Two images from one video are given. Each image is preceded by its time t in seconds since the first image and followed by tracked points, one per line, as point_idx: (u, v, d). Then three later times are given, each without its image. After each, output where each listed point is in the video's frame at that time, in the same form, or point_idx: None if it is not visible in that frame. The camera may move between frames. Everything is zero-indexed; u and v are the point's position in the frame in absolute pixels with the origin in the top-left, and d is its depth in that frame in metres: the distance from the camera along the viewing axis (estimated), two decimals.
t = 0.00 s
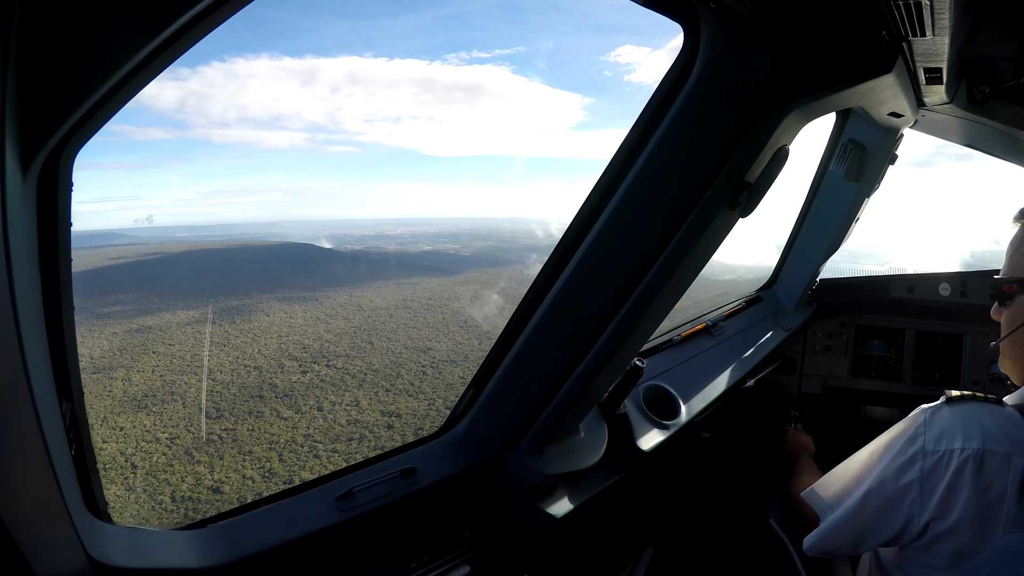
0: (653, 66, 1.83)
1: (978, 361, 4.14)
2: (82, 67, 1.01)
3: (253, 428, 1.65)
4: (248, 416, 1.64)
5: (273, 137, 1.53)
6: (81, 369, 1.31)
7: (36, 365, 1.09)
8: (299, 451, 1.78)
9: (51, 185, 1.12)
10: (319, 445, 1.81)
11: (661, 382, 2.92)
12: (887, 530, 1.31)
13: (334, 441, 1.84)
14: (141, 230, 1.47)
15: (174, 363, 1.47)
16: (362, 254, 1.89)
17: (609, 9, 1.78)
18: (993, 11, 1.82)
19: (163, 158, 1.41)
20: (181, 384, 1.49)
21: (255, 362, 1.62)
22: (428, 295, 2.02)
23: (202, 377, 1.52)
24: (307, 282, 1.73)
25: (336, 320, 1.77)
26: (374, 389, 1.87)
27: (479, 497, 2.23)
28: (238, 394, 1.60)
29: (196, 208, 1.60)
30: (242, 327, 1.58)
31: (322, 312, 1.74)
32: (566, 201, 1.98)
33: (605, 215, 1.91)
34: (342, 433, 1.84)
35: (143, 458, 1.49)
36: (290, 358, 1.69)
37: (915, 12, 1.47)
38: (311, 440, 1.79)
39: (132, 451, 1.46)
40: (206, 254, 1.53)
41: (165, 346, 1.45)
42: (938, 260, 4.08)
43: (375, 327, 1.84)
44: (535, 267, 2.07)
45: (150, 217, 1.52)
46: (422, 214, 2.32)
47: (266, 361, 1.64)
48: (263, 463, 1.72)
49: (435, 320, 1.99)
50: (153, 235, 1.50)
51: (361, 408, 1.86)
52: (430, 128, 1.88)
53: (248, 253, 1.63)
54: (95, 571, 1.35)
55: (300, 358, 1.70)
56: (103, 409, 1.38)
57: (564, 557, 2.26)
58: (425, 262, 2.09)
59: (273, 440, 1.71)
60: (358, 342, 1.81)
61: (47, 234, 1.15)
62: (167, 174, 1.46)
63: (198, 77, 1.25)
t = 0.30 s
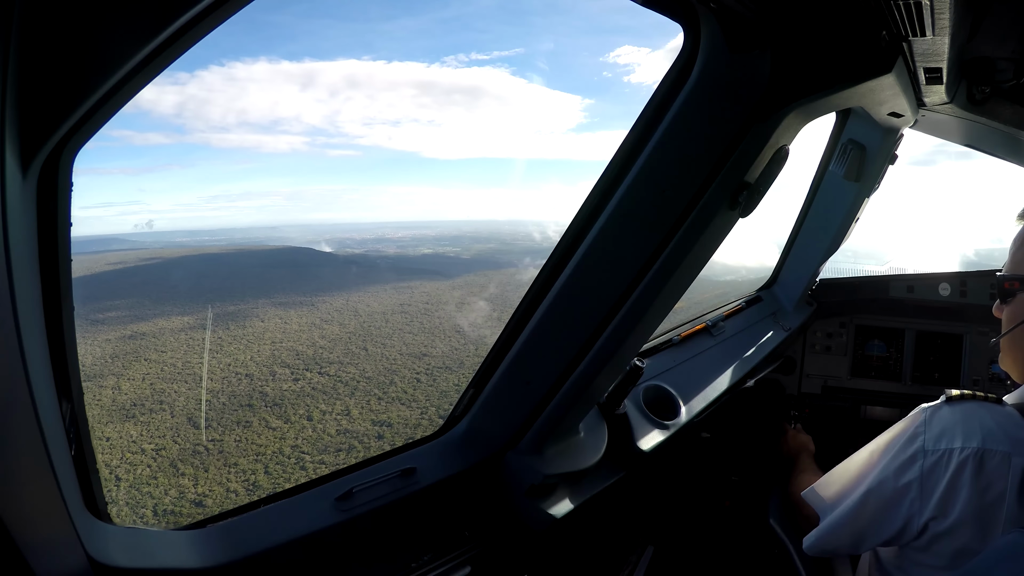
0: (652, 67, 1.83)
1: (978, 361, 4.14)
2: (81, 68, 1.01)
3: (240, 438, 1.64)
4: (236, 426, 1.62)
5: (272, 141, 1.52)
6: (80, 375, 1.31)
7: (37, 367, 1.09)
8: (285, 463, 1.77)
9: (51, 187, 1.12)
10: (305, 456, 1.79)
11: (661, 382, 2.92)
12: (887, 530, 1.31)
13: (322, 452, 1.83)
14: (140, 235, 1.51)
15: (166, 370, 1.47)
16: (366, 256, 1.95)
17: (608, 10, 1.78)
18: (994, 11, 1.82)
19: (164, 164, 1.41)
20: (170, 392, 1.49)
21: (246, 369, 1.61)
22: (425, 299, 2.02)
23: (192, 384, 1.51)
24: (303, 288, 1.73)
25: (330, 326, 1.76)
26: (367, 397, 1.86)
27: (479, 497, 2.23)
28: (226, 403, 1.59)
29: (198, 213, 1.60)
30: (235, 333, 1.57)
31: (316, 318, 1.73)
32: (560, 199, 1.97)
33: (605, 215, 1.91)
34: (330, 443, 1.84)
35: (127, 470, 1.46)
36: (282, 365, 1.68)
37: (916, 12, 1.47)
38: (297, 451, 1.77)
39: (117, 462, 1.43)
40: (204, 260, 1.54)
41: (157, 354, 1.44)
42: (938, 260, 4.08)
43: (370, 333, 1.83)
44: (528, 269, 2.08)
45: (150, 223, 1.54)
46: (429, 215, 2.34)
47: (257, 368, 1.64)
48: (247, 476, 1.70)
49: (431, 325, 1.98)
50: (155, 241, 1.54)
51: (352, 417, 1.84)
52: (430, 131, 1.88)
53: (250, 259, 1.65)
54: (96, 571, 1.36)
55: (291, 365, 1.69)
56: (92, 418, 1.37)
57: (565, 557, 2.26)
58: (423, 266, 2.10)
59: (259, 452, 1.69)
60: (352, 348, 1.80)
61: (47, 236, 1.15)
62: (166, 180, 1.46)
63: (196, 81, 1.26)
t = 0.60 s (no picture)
0: (652, 67, 1.83)
1: (978, 361, 4.14)
2: (82, 68, 1.01)
3: (226, 449, 1.63)
4: (224, 435, 1.61)
5: (272, 145, 1.52)
6: (81, 369, 1.32)
7: (36, 366, 1.09)
8: (270, 475, 1.75)
9: (51, 187, 1.12)
10: (291, 467, 1.78)
11: (661, 382, 2.92)
12: (887, 529, 1.31)
13: (309, 463, 1.82)
14: (140, 239, 1.48)
15: (156, 377, 1.44)
16: (362, 260, 1.88)
17: (608, 11, 1.79)
18: (992, 12, 1.83)
19: (163, 168, 1.42)
20: (159, 400, 1.47)
21: (237, 376, 1.59)
22: (422, 303, 1.98)
23: (182, 392, 1.50)
24: (301, 291, 1.69)
25: (326, 331, 1.74)
26: (357, 405, 1.86)
27: (479, 497, 2.23)
28: (216, 411, 1.57)
29: (199, 217, 1.60)
30: (230, 338, 1.55)
31: (312, 322, 1.71)
32: (565, 201, 1.98)
33: (605, 215, 1.91)
34: (317, 454, 1.83)
35: (110, 483, 1.43)
36: (274, 372, 1.66)
37: (915, 12, 1.47)
38: (283, 462, 1.76)
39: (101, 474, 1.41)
40: (205, 263, 1.54)
41: (149, 360, 1.42)
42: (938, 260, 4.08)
43: (364, 338, 1.83)
44: (520, 273, 2.07)
45: (150, 226, 1.52)
46: (431, 217, 2.29)
47: (249, 375, 1.62)
48: (231, 489, 1.68)
49: (427, 331, 1.97)
50: (154, 244, 1.50)
51: (341, 426, 1.85)
52: (430, 133, 1.87)
53: (250, 261, 1.64)
54: (95, 571, 1.36)
55: (283, 372, 1.67)
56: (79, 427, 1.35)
57: (565, 557, 2.26)
58: (420, 269, 2.04)
59: (245, 463, 1.68)
60: (346, 354, 1.79)
61: (47, 235, 1.15)
62: (167, 182, 1.47)
63: (195, 84, 1.26)
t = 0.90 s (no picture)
0: (652, 67, 1.83)
1: (978, 361, 4.14)
2: (81, 68, 1.01)
3: (211, 459, 1.60)
4: (210, 444, 1.59)
5: (272, 147, 1.53)
6: (82, 369, 1.31)
7: (36, 365, 1.09)
8: (253, 486, 1.73)
9: (51, 188, 1.13)
10: (276, 478, 1.77)
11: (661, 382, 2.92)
12: (889, 529, 1.31)
13: (295, 473, 1.80)
14: (139, 241, 1.46)
15: (146, 383, 1.44)
16: (364, 261, 1.92)
17: (607, 11, 1.79)
18: (992, 12, 1.82)
19: (163, 170, 1.42)
20: (147, 407, 1.46)
21: (227, 383, 1.58)
22: (421, 306, 1.99)
23: (171, 399, 1.49)
24: (296, 296, 1.70)
25: (320, 335, 1.74)
26: (348, 412, 1.85)
27: (479, 497, 2.23)
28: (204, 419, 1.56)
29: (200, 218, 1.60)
30: (225, 342, 1.56)
31: (306, 327, 1.70)
32: (564, 202, 1.98)
33: (604, 216, 1.91)
34: (304, 464, 1.82)
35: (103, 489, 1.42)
36: (264, 378, 1.66)
37: (915, 11, 1.47)
38: (268, 473, 1.75)
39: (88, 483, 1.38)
40: (205, 265, 1.54)
41: (140, 365, 1.42)
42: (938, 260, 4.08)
43: (359, 343, 1.82)
44: (511, 277, 2.08)
45: (149, 229, 1.51)
46: (433, 218, 2.29)
47: (239, 381, 1.60)
48: (214, 500, 1.65)
49: (423, 335, 1.97)
50: (154, 247, 1.49)
51: (330, 434, 1.83)
52: (430, 135, 1.87)
53: (251, 262, 1.64)
54: (95, 571, 1.36)
55: (274, 378, 1.68)
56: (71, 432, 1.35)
57: (565, 558, 2.26)
58: (418, 272, 2.05)
59: (230, 474, 1.65)
60: (339, 359, 1.78)
61: (47, 236, 1.15)
62: (167, 185, 1.47)
63: (194, 86, 1.26)
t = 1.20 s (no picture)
0: (652, 67, 1.83)
1: (978, 361, 4.14)
2: (81, 68, 1.01)
3: (194, 469, 1.59)
4: (195, 452, 1.57)
5: (271, 148, 1.53)
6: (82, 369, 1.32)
7: (36, 365, 1.09)
8: (236, 496, 1.72)
9: (51, 189, 1.13)
10: (258, 488, 1.75)
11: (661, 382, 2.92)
12: (888, 529, 1.31)
13: (278, 484, 1.78)
14: (139, 244, 1.46)
15: (135, 389, 1.43)
16: (364, 262, 1.91)
17: (607, 12, 1.79)
18: (992, 13, 1.83)
19: (163, 171, 1.42)
20: (134, 413, 1.45)
21: (216, 389, 1.56)
22: (416, 308, 1.98)
23: (159, 405, 1.47)
24: (290, 298, 1.69)
25: (315, 338, 1.74)
26: (338, 420, 1.84)
27: (479, 498, 2.23)
28: (190, 426, 1.54)
29: (201, 220, 1.60)
30: (218, 346, 1.54)
31: (301, 330, 1.70)
32: (564, 203, 1.97)
33: (604, 216, 1.92)
34: (289, 473, 1.80)
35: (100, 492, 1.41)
36: (255, 383, 1.65)
37: (915, 11, 1.48)
38: (252, 484, 1.73)
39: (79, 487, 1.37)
40: (205, 266, 1.54)
41: (131, 370, 1.41)
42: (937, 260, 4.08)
43: (352, 347, 1.81)
44: (501, 279, 2.09)
45: (148, 231, 1.50)
46: (431, 219, 2.28)
47: (229, 387, 1.59)
48: (195, 510, 1.64)
49: (418, 338, 1.96)
50: (154, 249, 1.50)
51: (317, 442, 1.82)
52: (429, 135, 1.87)
53: (250, 263, 1.64)
54: (96, 571, 1.36)
55: (265, 383, 1.67)
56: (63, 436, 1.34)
57: (565, 558, 2.26)
58: (418, 272, 2.05)
59: (212, 485, 1.63)
60: (331, 364, 1.78)
61: (47, 236, 1.15)
62: (167, 187, 1.47)
63: (192, 88, 1.26)
